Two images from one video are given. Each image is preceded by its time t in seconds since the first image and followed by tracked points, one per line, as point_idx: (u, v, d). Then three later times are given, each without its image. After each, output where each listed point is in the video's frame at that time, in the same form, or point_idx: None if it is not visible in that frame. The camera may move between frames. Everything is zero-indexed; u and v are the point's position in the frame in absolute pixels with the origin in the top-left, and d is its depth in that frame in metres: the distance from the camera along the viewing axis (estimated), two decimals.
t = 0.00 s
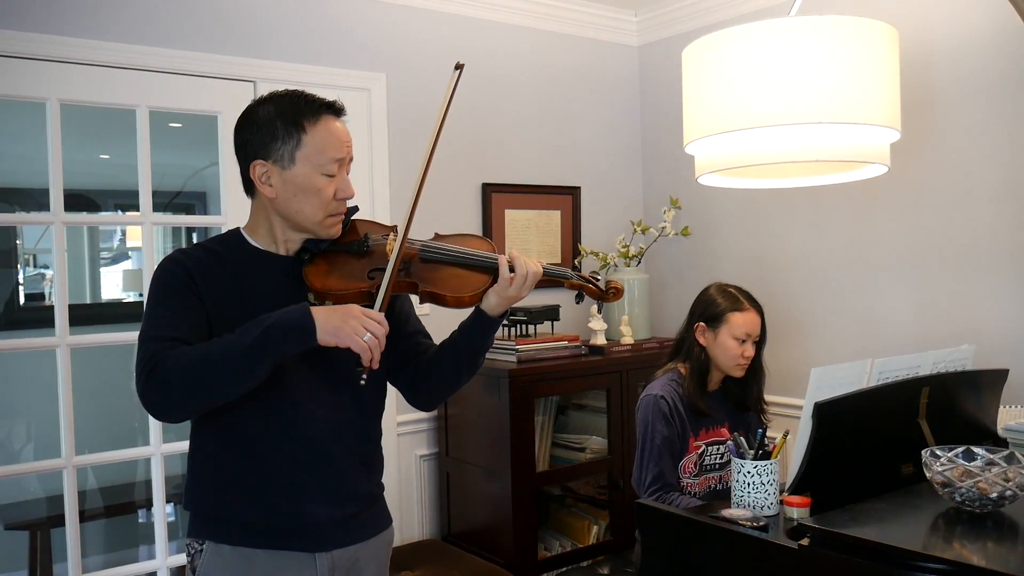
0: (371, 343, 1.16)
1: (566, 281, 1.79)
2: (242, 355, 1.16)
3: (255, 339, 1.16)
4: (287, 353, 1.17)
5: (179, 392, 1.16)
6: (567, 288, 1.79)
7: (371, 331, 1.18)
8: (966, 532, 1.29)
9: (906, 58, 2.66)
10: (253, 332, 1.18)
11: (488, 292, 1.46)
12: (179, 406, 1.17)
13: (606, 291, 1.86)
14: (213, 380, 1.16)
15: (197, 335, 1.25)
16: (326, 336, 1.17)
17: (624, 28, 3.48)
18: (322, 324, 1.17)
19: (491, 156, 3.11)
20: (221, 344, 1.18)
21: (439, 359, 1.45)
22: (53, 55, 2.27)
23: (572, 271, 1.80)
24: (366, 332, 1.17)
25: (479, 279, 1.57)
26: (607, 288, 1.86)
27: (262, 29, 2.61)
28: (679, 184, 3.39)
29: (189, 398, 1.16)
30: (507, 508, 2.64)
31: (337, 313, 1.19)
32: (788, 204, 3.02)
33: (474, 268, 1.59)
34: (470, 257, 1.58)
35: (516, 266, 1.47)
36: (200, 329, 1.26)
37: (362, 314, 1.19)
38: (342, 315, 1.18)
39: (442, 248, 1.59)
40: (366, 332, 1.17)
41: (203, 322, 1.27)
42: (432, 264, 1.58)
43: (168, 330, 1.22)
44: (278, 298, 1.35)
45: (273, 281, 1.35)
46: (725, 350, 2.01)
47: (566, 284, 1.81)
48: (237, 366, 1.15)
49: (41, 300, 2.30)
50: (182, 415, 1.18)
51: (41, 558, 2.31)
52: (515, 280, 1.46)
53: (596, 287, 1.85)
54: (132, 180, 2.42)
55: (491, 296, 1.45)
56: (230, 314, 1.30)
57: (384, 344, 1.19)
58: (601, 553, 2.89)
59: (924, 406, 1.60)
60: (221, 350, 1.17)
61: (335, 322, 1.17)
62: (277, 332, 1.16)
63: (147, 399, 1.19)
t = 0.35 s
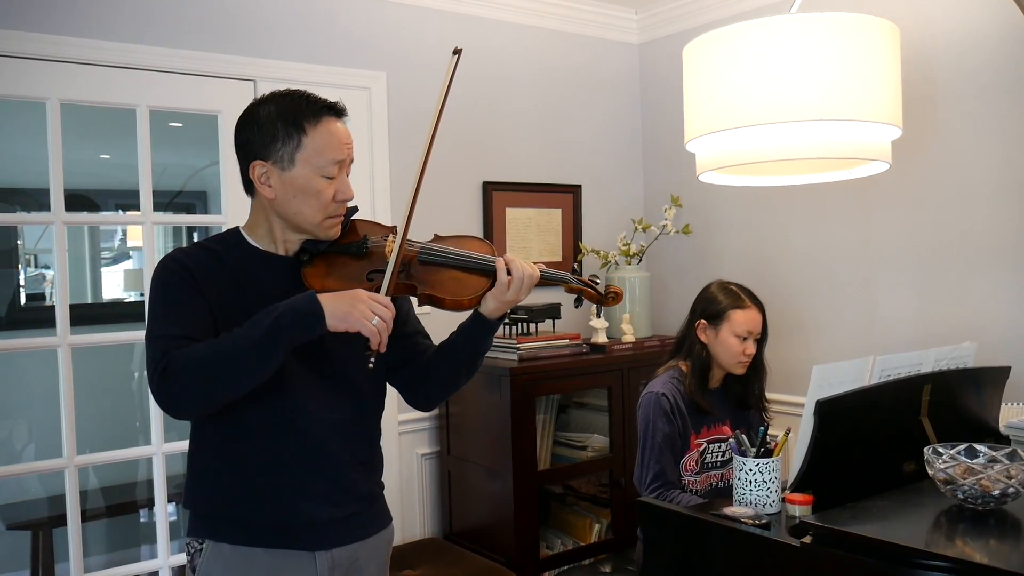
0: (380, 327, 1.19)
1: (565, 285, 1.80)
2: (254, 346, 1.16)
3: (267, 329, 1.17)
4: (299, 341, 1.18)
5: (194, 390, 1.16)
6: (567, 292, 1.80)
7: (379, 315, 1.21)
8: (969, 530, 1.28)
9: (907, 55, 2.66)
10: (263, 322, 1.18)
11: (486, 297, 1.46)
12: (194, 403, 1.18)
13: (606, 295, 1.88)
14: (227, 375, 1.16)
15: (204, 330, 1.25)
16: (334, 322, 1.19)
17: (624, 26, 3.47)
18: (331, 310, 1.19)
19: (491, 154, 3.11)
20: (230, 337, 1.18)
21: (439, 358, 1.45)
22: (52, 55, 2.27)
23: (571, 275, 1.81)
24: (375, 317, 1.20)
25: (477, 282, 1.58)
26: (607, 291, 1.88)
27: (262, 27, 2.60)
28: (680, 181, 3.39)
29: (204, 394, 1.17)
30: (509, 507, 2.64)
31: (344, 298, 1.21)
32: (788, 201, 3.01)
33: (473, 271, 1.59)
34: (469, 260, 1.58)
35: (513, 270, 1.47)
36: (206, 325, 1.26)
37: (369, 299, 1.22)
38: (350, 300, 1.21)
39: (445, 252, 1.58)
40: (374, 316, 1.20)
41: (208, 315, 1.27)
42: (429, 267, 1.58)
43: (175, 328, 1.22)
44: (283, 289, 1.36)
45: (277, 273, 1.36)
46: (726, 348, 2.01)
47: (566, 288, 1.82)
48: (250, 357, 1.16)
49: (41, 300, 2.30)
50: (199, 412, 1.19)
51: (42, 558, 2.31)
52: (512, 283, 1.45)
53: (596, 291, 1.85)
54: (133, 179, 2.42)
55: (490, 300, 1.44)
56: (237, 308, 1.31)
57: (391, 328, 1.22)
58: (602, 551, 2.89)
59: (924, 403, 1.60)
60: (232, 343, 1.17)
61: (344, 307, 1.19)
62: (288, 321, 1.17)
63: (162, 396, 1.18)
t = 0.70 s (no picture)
0: (388, 306, 1.23)
1: (562, 280, 1.79)
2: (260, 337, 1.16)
3: (274, 320, 1.17)
4: (307, 330, 1.19)
5: (199, 384, 1.16)
6: (563, 287, 1.80)
7: (385, 296, 1.24)
8: (968, 527, 1.28)
9: (907, 52, 2.65)
10: (269, 313, 1.19)
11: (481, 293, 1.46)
12: (199, 397, 1.17)
13: (602, 291, 1.85)
14: (235, 367, 1.16)
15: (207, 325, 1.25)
16: (342, 306, 1.21)
17: (624, 23, 3.47)
18: (337, 297, 1.21)
19: (491, 152, 3.10)
20: (234, 329, 1.18)
21: (436, 355, 1.44)
22: (52, 51, 2.26)
23: (567, 270, 1.80)
24: (382, 297, 1.23)
25: (474, 278, 1.57)
26: (604, 287, 1.84)
27: (261, 24, 2.60)
28: (680, 179, 3.39)
29: (209, 388, 1.16)
30: (508, 504, 2.64)
31: (348, 285, 1.23)
32: (789, 199, 3.01)
33: (469, 268, 1.59)
34: (465, 255, 1.59)
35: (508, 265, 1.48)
36: (208, 319, 1.26)
37: (373, 282, 1.25)
38: (354, 287, 1.23)
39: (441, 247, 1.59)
40: (381, 296, 1.23)
41: (210, 310, 1.27)
42: (427, 263, 1.58)
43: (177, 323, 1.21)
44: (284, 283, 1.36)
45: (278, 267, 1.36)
46: (726, 345, 2.01)
47: (562, 283, 1.81)
48: (258, 347, 1.16)
49: (41, 297, 2.30)
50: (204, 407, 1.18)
51: (41, 555, 2.31)
52: (506, 278, 1.46)
53: (591, 287, 1.84)
54: (132, 176, 2.42)
55: (484, 295, 1.45)
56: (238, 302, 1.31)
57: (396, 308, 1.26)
58: (601, 548, 2.89)
59: (924, 401, 1.60)
60: (237, 335, 1.17)
61: (350, 292, 1.22)
62: (296, 310, 1.18)
63: (169, 391, 1.18)
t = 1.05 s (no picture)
0: (377, 324, 1.19)
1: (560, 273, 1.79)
2: (249, 349, 1.16)
3: (259, 333, 1.17)
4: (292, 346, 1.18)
5: (185, 390, 1.16)
6: (562, 280, 1.80)
7: (375, 313, 1.20)
8: (968, 525, 1.28)
9: (907, 49, 2.65)
10: (258, 325, 1.18)
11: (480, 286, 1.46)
12: (186, 404, 1.17)
13: (602, 282, 1.85)
14: (220, 377, 1.16)
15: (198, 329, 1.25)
16: (329, 323, 1.18)
17: (623, 21, 3.47)
18: (325, 313, 1.18)
19: (490, 150, 3.10)
20: (223, 339, 1.18)
21: (435, 350, 1.44)
22: (51, 50, 2.26)
23: (566, 262, 1.80)
24: (371, 314, 1.19)
25: (473, 271, 1.55)
26: (603, 278, 1.84)
27: (261, 22, 2.60)
28: (679, 177, 3.38)
29: (194, 395, 1.16)
30: (508, 503, 2.64)
31: (338, 301, 1.19)
32: (788, 197, 3.01)
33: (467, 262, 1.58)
34: (463, 248, 1.58)
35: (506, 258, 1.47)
36: (200, 326, 1.26)
37: (363, 297, 1.21)
38: (344, 303, 1.19)
39: (439, 241, 1.58)
40: (370, 314, 1.19)
41: (202, 313, 1.27)
42: (425, 257, 1.58)
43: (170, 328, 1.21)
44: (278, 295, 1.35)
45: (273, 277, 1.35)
46: (725, 343, 2.01)
47: (561, 276, 1.81)
48: (244, 359, 1.16)
49: (40, 296, 2.30)
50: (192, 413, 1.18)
51: (41, 554, 2.31)
52: (506, 272, 1.46)
53: (591, 279, 1.82)
54: (132, 175, 2.42)
55: (483, 288, 1.44)
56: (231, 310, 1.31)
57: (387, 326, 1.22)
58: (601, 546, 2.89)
59: (924, 399, 1.60)
60: (224, 345, 1.17)
61: (338, 309, 1.18)
62: (282, 325, 1.17)
63: (154, 394, 1.18)
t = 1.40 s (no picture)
0: (361, 366, 1.15)
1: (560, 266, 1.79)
2: (232, 370, 1.16)
3: (242, 359, 1.16)
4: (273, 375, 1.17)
5: (162, 399, 1.16)
6: (562, 272, 1.80)
7: (361, 352, 1.16)
8: (968, 525, 1.28)
9: (908, 50, 2.65)
10: (243, 348, 1.18)
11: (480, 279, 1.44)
12: (165, 413, 1.18)
13: (601, 274, 1.82)
14: (201, 393, 1.16)
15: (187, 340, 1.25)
16: (314, 359, 1.17)
17: (624, 22, 3.47)
18: (310, 348, 1.17)
19: (491, 150, 3.10)
20: (210, 357, 1.18)
21: (436, 347, 1.44)
22: (52, 49, 2.26)
23: (565, 255, 1.80)
24: (357, 354, 1.16)
25: (471, 264, 1.55)
26: (602, 270, 1.82)
27: (262, 22, 2.60)
28: (680, 177, 3.38)
29: (172, 405, 1.17)
30: (508, 502, 2.65)
31: (326, 337, 1.18)
32: (789, 197, 3.01)
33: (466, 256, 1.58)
34: (461, 243, 1.58)
35: (507, 251, 1.46)
36: (191, 337, 1.26)
37: (352, 334, 1.18)
38: (331, 339, 1.17)
39: (437, 236, 1.59)
40: (355, 353, 1.16)
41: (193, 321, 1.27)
42: (424, 252, 1.58)
43: (161, 335, 1.21)
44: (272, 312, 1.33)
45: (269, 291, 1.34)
46: (725, 343, 2.01)
47: (561, 268, 1.81)
48: (227, 380, 1.16)
49: (41, 296, 2.30)
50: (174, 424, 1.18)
51: (42, 554, 2.31)
52: (506, 265, 1.44)
53: (590, 271, 1.81)
54: (132, 175, 2.42)
55: (483, 281, 1.43)
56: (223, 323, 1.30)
57: (376, 365, 1.18)
58: (602, 547, 2.89)
59: (924, 399, 1.60)
60: (209, 364, 1.17)
61: (324, 345, 1.17)
62: (266, 353, 1.16)
63: (134, 401, 1.18)
